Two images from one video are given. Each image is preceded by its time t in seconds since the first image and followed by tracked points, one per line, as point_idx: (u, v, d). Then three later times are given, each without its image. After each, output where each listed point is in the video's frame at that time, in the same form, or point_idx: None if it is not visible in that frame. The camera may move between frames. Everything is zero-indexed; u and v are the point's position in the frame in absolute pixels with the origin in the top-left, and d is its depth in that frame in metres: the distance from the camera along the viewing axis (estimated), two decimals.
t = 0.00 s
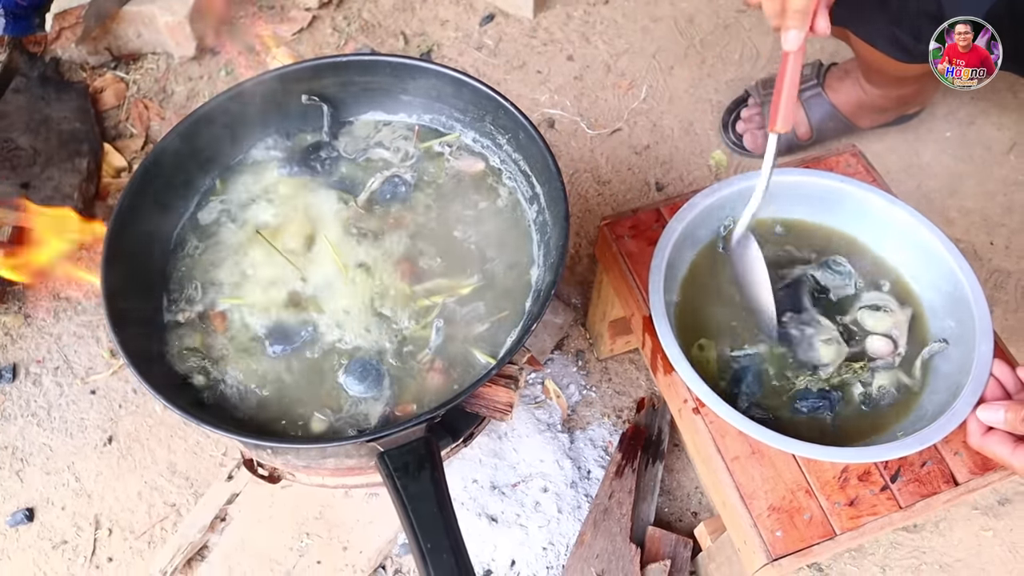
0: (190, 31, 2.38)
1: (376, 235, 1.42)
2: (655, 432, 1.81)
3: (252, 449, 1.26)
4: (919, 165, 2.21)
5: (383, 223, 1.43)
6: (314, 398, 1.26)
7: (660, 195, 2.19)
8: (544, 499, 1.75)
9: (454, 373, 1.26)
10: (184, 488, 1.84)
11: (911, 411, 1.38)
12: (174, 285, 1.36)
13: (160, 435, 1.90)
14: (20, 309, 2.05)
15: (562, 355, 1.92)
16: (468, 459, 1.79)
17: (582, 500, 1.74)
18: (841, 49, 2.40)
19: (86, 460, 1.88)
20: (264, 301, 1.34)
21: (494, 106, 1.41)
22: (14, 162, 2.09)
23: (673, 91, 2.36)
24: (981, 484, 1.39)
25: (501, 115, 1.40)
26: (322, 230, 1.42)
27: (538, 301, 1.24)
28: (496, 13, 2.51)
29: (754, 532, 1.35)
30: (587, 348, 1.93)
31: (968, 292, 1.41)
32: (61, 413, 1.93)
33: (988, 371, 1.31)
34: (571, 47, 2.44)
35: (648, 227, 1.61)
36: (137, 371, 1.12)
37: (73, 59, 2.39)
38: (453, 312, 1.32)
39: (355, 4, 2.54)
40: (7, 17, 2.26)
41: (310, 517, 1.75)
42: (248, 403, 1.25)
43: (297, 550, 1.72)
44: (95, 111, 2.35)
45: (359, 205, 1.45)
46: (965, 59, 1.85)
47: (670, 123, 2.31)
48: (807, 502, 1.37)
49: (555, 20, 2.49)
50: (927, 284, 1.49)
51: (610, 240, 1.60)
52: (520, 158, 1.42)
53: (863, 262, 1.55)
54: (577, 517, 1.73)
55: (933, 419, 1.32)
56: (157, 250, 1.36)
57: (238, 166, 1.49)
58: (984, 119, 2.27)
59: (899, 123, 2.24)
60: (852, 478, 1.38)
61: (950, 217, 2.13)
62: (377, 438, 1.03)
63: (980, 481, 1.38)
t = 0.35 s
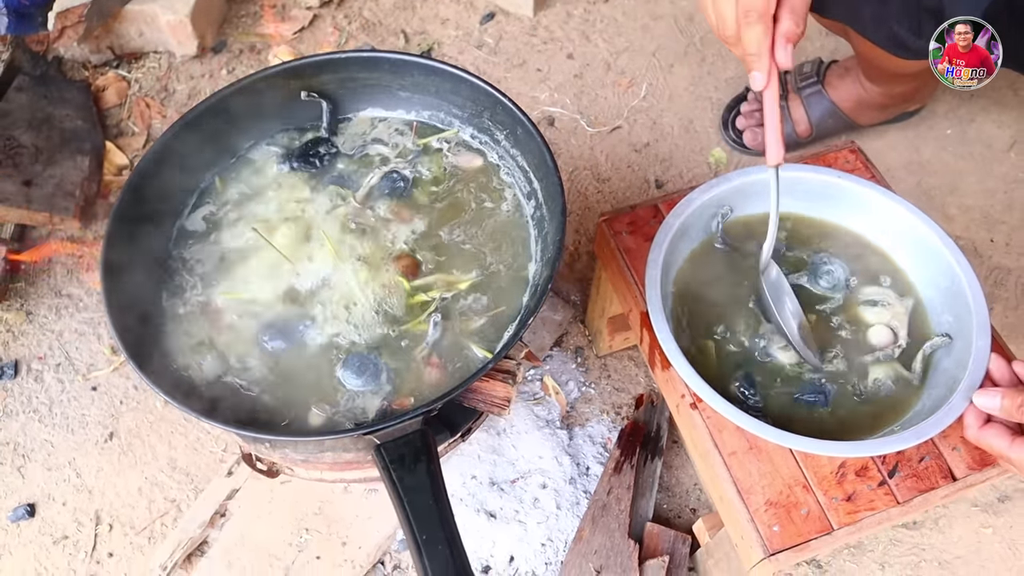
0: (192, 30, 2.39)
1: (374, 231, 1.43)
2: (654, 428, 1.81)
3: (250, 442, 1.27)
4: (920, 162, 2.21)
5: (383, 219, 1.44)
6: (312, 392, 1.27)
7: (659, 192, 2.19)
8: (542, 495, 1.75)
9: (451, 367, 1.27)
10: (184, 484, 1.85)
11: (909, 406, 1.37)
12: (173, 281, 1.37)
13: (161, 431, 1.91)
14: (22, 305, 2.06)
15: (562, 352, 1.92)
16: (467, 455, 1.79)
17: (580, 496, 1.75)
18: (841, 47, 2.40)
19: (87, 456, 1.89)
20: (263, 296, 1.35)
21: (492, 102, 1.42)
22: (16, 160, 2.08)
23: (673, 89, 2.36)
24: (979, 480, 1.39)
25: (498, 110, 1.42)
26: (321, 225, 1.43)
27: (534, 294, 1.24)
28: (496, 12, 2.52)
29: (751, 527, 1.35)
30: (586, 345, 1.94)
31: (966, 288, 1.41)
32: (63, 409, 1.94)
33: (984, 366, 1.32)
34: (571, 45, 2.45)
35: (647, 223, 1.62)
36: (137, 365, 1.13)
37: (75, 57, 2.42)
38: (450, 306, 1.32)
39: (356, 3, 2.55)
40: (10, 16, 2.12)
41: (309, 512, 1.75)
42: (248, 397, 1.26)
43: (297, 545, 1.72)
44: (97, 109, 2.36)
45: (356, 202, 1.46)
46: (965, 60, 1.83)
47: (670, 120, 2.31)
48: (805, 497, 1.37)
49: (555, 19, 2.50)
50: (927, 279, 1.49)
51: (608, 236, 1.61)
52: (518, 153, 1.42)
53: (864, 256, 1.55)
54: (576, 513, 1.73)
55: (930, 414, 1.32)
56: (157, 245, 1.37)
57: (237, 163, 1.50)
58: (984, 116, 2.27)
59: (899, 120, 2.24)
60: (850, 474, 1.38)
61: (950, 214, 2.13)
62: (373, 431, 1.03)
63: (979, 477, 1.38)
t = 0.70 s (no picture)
0: (186, 28, 2.39)
1: (359, 228, 1.41)
2: (644, 426, 1.79)
3: (232, 439, 1.26)
4: (915, 159, 2.19)
5: (367, 215, 1.43)
6: (294, 388, 1.26)
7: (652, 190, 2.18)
8: (531, 493, 1.75)
9: (432, 363, 1.26)
10: (173, 481, 1.85)
11: (896, 406, 1.37)
12: (157, 276, 1.37)
13: (151, 428, 1.90)
14: (14, 303, 2.07)
15: (552, 349, 1.92)
16: (456, 453, 1.78)
17: (569, 494, 1.74)
18: (836, 44, 2.38)
19: (78, 453, 1.89)
20: (246, 292, 1.35)
21: (478, 98, 1.41)
22: (10, 157, 2.10)
23: (668, 86, 2.35)
24: (968, 479, 1.38)
25: (484, 106, 1.41)
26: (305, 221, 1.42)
27: (517, 292, 1.24)
28: (490, 9, 2.51)
29: (736, 526, 1.34)
30: (577, 343, 1.93)
31: (956, 287, 1.40)
32: (54, 406, 1.94)
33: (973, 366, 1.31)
34: (565, 42, 2.44)
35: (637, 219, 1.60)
36: (118, 362, 1.13)
37: (70, 55, 2.42)
38: (433, 302, 1.32)
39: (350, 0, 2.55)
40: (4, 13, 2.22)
41: (297, 510, 1.75)
42: (231, 394, 1.25)
43: (284, 543, 1.72)
44: (91, 107, 2.36)
45: (342, 197, 1.44)
46: (964, 59, 1.86)
47: (664, 117, 2.30)
48: (791, 495, 1.36)
49: (549, 15, 2.49)
50: (917, 278, 1.48)
51: (596, 233, 1.60)
52: (503, 149, 1.41)
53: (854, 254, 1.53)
54: (564, 511, 1.73)
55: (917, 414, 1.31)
56: (141, 241, 1.37)
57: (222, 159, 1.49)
58: (980, 113, 2.25)
59: (894, 117, 2.22)
60: (837, 472, 1.37)
61: (945, 211, 2.11)
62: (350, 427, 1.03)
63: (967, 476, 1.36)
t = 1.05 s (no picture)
0: (150, 17, 2.32)
1: (300, 222, 1.34)
2: (610, 429, 1.72)
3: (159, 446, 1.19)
4: (899, 151, 2.11)
5: (308, 208, 1.35)
6: (224, 392, 1.19)
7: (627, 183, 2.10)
8: (491, 499, 1.68)
9: (369, 366, 1.19)
10: (124, 485, 1.78)
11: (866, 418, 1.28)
12: (86, 273, 1.29)
13: (102, 430, 1.83)
14: None
15: (518, 349, 1.84)
16: (414, 458, 1.71)
17: (532, 500, 1.67)
18: (820, 33, 2.30)
19: (26, 456, 1.82)
20: (177, 289, 1.27)
21: (426, 86, 1.33)
22: None
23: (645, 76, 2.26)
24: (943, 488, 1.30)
25: (432, 94, 1.33)
26: (243, 215, 1.35)
27: (458, 288, 1.17)
28: None
29: (695, 538, 1.26)
30: (544, 342, 1.85)
31: (933, 291, 1.31)
32: (3, 407, 1.88)
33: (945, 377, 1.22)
34: (541, 32, 2.36)
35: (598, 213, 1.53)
36: (31, 364, 1.06)
37: (32, 46, 2.35)
38: (374, 300, 1.24)
39: None
40: None
41: (249, 516, 1.68)
42: (157, 398, 1.18)
43: (234, 550, 1.66)
44: (52, 99, 2.29)
45: (283, 188, 1.37)
46: (965, 59, 1.94)
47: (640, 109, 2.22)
48: (755, 506, 1.28)
49: (525, 4, 2.41)
50: (893, 281, 1.39)
51: (557, 227, 1.52)
52: (452, 139, 1.33)
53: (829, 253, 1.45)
54: (527, 518, 1.66)
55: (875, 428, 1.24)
56: (70, 235, 1.29)
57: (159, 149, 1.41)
58: (968, 104, 2.17)
59: (878, 108, 2.14)
60: (804, 481, 1.30)
61: (930, 206, 2.03)
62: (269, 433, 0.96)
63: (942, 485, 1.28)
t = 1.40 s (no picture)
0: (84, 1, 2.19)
1: (191, 220, 1.20)
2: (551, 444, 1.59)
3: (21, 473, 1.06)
4: (876, 142, 1.97)
5: (201, 205, 1.22)
6: (92, 412, 1.06)
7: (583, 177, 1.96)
8: (424, 519, 1.55)
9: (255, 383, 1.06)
10: (34, 502, 1.66)
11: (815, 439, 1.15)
12: None
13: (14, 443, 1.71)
14: None
15: (458, 355, 1.71)
16: (342, 473, 1.58)
17: (467, 520, 1.55)
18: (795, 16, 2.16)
19: None
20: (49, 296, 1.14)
21: (330, 69, 1.20)
22: None
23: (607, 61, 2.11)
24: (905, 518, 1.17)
25: (337, 77, 1.19)
26: (128, 212, 1.21)
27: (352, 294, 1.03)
28: None
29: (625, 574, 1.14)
30: (488, 348, 1.73)
31: (893, 289, 1.18)
32: None
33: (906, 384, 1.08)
34: (498, 16, 2.22)
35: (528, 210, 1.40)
36: None
37: None
38: (264, 309, 1.11)
39: None
40: None
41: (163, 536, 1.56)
42: (18, 418, 1.04)
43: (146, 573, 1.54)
44: None
45: (176, 183, 1.24)
46: (964, 60, 1.95)
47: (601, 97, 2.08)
48: (692, 538, 1.15)
49: None
50: (850, 279, 1.26)
51: (486, 225, 1.39)
52: (359, 127, 1.19)
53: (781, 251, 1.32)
54: (461, 540, 1.54)
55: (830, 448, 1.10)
56: None
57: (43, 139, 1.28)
58: (950, 91, 2.04)
59: (853, 96, 2.00)
60: (749, 510, 1.17)
61: (908, 200, 1.89)
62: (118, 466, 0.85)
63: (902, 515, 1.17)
